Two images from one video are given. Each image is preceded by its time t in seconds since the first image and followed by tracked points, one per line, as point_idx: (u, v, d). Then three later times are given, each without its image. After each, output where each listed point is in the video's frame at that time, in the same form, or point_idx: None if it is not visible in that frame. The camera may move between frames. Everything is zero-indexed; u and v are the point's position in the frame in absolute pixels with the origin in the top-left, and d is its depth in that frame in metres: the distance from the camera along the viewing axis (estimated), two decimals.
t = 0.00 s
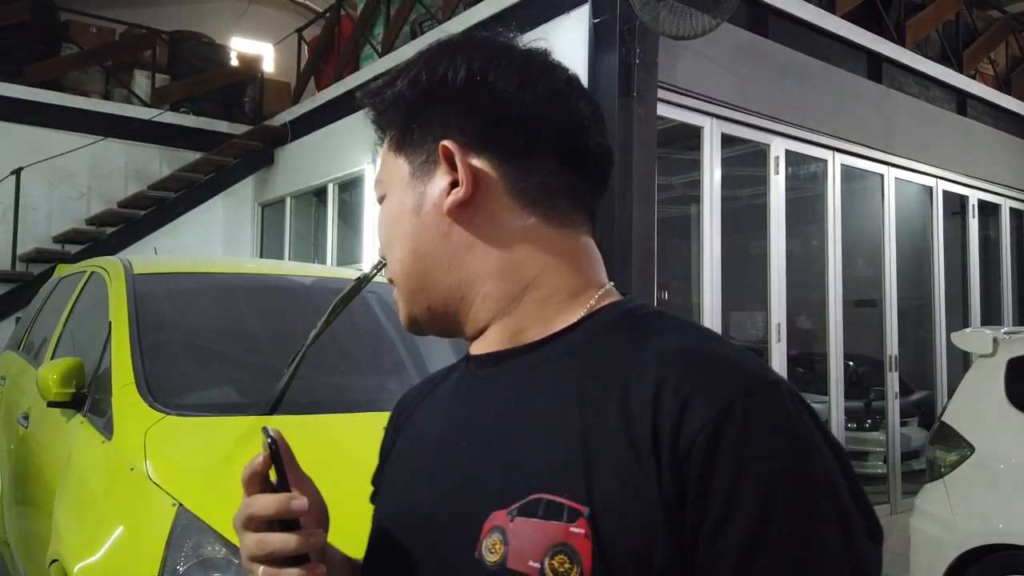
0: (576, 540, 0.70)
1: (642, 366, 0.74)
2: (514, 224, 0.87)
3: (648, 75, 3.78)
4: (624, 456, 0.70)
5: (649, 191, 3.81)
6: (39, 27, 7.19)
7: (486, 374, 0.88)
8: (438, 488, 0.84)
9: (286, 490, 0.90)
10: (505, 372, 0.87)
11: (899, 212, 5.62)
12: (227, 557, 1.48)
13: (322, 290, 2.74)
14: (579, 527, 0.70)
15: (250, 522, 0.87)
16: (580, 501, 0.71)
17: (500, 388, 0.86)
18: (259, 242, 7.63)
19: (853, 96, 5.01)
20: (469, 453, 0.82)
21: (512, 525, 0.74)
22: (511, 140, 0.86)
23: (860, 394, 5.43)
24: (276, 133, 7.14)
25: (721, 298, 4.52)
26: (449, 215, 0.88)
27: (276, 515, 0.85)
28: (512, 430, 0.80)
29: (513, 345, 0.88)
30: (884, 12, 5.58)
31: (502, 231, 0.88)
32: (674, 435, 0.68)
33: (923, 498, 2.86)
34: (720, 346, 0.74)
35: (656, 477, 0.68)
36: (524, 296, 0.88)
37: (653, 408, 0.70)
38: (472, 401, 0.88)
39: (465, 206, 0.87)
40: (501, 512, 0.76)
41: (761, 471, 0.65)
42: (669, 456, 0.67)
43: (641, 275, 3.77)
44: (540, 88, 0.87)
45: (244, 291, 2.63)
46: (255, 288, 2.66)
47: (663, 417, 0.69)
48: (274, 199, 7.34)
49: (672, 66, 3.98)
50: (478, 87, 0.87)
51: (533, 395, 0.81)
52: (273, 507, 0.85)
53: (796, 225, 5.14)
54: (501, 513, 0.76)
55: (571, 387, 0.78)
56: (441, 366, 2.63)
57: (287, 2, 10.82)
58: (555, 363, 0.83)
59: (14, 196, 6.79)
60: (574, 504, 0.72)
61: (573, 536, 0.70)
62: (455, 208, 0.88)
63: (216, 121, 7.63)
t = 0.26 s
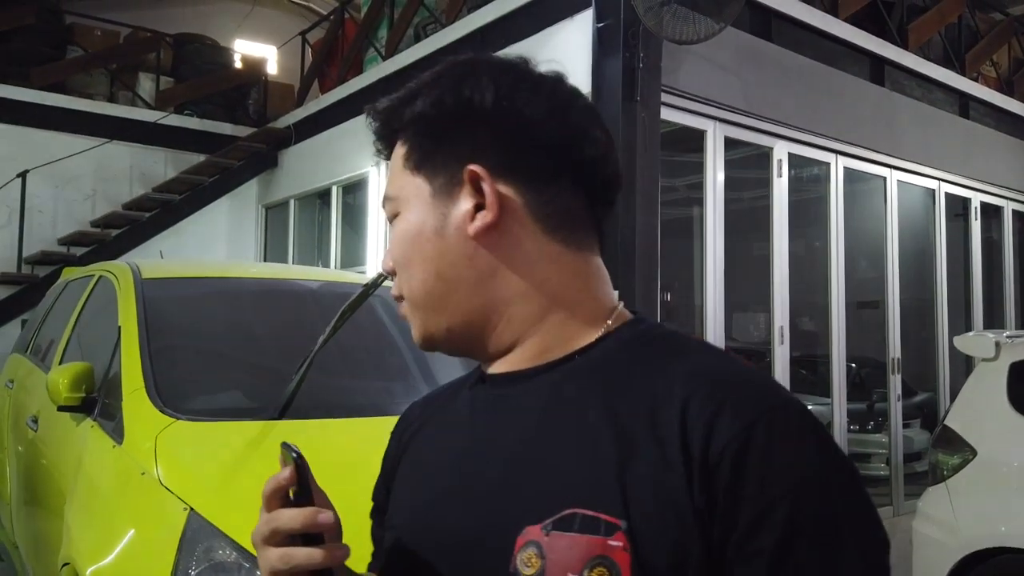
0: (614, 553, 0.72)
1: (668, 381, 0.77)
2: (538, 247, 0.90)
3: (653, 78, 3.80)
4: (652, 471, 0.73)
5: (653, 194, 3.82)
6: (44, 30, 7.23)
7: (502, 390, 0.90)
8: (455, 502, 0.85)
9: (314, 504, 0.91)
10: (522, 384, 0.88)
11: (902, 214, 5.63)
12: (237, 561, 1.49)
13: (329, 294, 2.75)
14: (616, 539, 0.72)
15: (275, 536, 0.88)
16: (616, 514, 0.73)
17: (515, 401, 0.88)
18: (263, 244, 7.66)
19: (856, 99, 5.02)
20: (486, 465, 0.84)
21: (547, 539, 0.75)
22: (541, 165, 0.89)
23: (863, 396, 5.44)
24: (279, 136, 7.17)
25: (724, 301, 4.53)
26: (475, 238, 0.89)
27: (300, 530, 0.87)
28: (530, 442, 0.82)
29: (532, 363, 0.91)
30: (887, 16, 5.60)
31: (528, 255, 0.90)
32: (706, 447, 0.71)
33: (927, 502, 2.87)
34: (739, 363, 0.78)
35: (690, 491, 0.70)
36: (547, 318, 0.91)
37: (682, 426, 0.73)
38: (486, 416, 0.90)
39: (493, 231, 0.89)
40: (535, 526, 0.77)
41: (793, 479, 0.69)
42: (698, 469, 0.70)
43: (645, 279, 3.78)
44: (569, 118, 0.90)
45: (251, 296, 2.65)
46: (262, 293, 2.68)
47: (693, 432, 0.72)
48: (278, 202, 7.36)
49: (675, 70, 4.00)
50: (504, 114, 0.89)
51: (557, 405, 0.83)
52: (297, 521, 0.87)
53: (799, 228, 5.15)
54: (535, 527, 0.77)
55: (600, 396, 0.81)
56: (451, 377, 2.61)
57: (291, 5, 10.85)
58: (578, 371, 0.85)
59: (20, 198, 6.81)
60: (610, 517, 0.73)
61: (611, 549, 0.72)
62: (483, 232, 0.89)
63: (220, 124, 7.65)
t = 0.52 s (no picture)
0: (630, 549, 0.76)
1: (672, 407, 0.86)
2: (555, 266, 1.01)
3: (651, 84, 3.82)
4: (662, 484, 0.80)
5: (652, 199, 3.85)
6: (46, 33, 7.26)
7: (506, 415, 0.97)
8: (460, 510, 0.91)
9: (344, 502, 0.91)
10: (525, 414, 0.96)
11: (900, 217, 5.64)
12: (236, 564, 1.50)
13: (329, 299, 2.78)
14: (631, 537, 0.77)
15: (308, 535, 0.88)
16: (631, 515, 0.78)
17: (520, 423, 0.95)
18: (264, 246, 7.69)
19: (855, 103, 5.05)
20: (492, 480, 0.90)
21: (563, 539, 0.80)
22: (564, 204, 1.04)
23: (862, 398, 5.45)
24: (279, 139, 7.20)
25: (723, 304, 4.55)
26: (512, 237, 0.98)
27: (333, 530, 0.86)
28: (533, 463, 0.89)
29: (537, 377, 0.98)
30: (885, 19, 5.61)
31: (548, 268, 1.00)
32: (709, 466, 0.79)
33: (922, 504, 2.89)
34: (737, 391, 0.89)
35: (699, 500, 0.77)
36: (555, 328, 0.99)
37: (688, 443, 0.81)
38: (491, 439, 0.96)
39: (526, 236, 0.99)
40: (551, 526, 0.82)
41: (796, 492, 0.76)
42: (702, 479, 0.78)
43: (643, 283, 3.80)
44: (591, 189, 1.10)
45: (251, 302, 2.67)
46: (261, 298, 2.70)
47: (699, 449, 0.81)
48: (279, 204, 7.40)
49: (673, 75, 4.02)
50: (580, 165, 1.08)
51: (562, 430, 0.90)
52: (333, 522, 0.86)
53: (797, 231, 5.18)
54: (550, 528, 0.82)
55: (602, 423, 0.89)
56: (447, 380, 2.64)
57: (292, 7, 10.87)
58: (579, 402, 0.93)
59: (23, 202, 6.84)
60: (624, 518, 0.79)
61: (627, 546, 0.76)
62: (521, 236, 0.99)
63: (221, 127, 7.69)
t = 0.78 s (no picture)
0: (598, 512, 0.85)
1: (625, 398, 0.93)
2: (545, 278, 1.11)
3: (644, 86, 3.86)
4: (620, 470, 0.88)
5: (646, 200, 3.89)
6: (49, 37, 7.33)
7: (474, 398, 1.02)
8: (429, 489, 0.95)
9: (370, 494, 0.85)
10: (493, 398, 1.00)
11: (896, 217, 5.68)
12: (232, 555, 1.55)
13: (325, 299, 2.83)
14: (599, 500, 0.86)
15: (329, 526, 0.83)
16: (599, 483, 0.87)
17: (491, 409, 1.00)
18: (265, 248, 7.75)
19: (849, 104, 5.09)
20: (461, 459, 0.95)
21: (538, 504, 0.87)
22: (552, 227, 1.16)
23: (858, 397, 5.48)
24: (280, 141, 7.26)
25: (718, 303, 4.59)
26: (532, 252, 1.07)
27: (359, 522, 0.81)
28: (500, 445, 0.94)
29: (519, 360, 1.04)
30: (879, 21, 5.66)
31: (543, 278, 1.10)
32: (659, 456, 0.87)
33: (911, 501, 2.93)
34: (681, 382, 0.97)
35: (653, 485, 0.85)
36: (542, 328, 1.08)
37: (645, 430, 0.89)
38: (459, 421, 1.00)
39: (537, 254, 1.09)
40: (525, 493, 0.89)
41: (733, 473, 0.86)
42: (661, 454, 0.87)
43: (637, 283, 3.85)
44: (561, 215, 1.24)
45: (248, 302, 2.73)
46: (259, 298, 2.75)
47: (651, 440, 0.88)
48: (280, 206, 7.46)
49: (667, 78, 4.07)
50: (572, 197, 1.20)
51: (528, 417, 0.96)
52: (359, 513, 0.81)
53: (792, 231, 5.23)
54: (524, 495, 0.89)
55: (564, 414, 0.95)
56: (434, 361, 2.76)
57: (293, 11, 10.94)
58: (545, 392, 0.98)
59: (27, 204, 6.90)
60: (592, 485, 0.87)
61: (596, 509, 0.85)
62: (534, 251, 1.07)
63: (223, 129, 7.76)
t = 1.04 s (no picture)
0: (574, 484, 0.91)
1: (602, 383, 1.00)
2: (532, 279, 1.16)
3: (641, 88, 3.91)
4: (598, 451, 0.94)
5: (643, 200, 3.94)
6: (54, 40, 7.39)
7: (464, 383, 1.07)
8: (419, 474, 1.00)
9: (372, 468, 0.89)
10: (480, 386, 1.05)
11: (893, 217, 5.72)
12: (234, 545, 1.61)
13: (325, 298, 2.88)
14: (576, 473, 0.91)
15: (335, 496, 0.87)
16: (575, 458, 0.93)
17: (478, 397, 1.04)
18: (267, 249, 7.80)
19: (845, 105, 5.14)
20: (448, 444, 1.00)
21: (520, 477, 0.93)
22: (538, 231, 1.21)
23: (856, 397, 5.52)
24: (282, 142, 7.32)
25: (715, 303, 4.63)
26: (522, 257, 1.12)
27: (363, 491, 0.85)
28: (486, 430, 0.99)
29: (501, 350, 1.09)
30: (876, 23, 5.70)
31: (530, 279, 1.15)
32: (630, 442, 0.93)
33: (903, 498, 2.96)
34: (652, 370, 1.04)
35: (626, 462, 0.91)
36: (528, 324, 1.13)
37: (618, 411, 0.95)
38: (449, 408, 1.05)
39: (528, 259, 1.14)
40: (508, 468, 0.94)
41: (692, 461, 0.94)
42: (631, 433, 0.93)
43: (634, 283, 3.89)
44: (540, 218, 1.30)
45: (250, 300, 2.78)
46: (260, 297, 2.81)
47: (622, 422, 0.94)
48: (282, 207, 7.52)
49: (664, 80, 4.11)
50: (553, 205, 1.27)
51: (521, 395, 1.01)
52: (363, 484, 0.85)
53: (788, 231, 5.27)
54: (508, 470, 0.94)
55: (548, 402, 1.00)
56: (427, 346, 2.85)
57: (295, 13, 11.00)
58: (528, 377, 1.04)
59: (31, 206, 6.96)
60: (569, 460, 0.93)
61: (571, 481, 0.91)
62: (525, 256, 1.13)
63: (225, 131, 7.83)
